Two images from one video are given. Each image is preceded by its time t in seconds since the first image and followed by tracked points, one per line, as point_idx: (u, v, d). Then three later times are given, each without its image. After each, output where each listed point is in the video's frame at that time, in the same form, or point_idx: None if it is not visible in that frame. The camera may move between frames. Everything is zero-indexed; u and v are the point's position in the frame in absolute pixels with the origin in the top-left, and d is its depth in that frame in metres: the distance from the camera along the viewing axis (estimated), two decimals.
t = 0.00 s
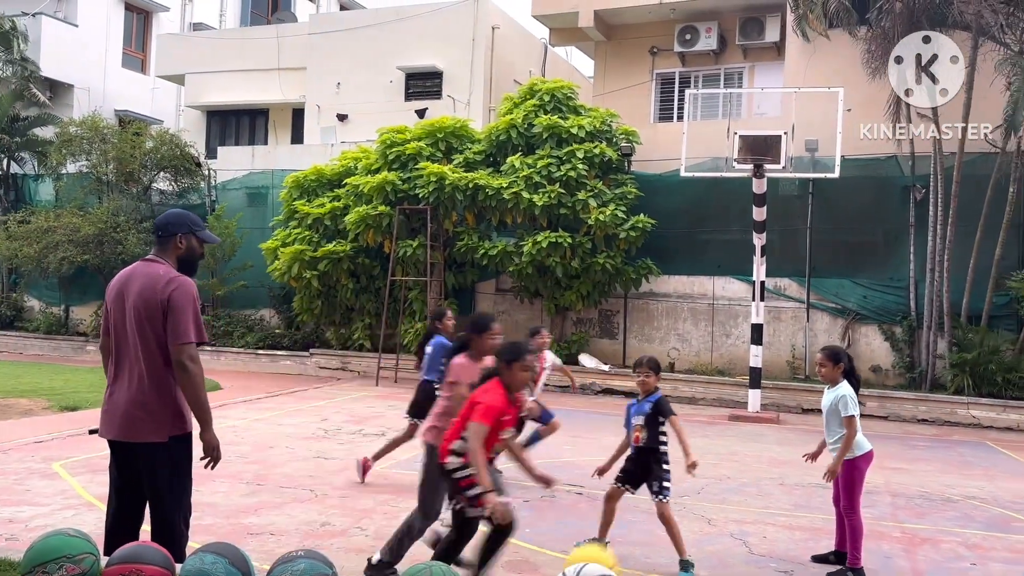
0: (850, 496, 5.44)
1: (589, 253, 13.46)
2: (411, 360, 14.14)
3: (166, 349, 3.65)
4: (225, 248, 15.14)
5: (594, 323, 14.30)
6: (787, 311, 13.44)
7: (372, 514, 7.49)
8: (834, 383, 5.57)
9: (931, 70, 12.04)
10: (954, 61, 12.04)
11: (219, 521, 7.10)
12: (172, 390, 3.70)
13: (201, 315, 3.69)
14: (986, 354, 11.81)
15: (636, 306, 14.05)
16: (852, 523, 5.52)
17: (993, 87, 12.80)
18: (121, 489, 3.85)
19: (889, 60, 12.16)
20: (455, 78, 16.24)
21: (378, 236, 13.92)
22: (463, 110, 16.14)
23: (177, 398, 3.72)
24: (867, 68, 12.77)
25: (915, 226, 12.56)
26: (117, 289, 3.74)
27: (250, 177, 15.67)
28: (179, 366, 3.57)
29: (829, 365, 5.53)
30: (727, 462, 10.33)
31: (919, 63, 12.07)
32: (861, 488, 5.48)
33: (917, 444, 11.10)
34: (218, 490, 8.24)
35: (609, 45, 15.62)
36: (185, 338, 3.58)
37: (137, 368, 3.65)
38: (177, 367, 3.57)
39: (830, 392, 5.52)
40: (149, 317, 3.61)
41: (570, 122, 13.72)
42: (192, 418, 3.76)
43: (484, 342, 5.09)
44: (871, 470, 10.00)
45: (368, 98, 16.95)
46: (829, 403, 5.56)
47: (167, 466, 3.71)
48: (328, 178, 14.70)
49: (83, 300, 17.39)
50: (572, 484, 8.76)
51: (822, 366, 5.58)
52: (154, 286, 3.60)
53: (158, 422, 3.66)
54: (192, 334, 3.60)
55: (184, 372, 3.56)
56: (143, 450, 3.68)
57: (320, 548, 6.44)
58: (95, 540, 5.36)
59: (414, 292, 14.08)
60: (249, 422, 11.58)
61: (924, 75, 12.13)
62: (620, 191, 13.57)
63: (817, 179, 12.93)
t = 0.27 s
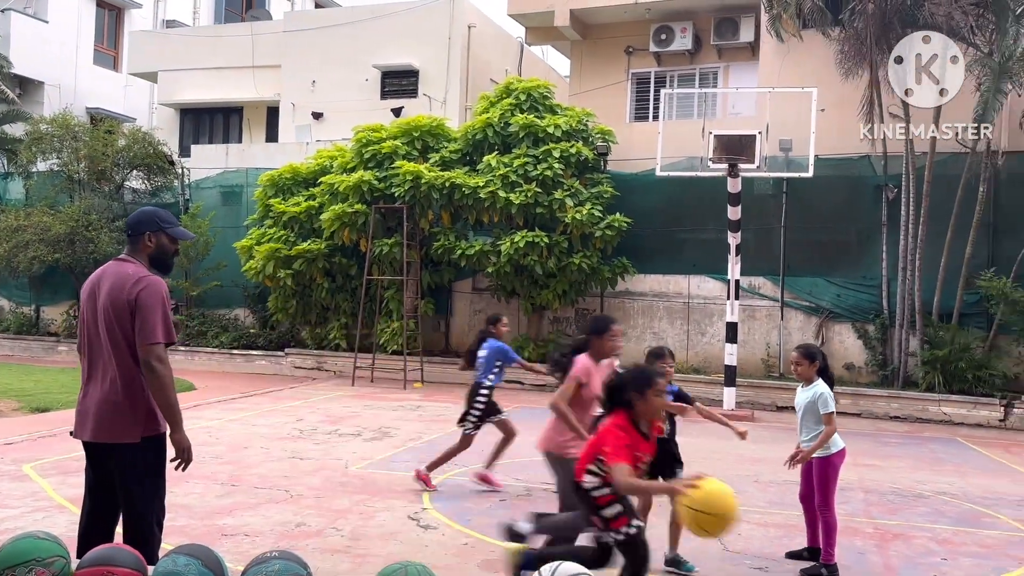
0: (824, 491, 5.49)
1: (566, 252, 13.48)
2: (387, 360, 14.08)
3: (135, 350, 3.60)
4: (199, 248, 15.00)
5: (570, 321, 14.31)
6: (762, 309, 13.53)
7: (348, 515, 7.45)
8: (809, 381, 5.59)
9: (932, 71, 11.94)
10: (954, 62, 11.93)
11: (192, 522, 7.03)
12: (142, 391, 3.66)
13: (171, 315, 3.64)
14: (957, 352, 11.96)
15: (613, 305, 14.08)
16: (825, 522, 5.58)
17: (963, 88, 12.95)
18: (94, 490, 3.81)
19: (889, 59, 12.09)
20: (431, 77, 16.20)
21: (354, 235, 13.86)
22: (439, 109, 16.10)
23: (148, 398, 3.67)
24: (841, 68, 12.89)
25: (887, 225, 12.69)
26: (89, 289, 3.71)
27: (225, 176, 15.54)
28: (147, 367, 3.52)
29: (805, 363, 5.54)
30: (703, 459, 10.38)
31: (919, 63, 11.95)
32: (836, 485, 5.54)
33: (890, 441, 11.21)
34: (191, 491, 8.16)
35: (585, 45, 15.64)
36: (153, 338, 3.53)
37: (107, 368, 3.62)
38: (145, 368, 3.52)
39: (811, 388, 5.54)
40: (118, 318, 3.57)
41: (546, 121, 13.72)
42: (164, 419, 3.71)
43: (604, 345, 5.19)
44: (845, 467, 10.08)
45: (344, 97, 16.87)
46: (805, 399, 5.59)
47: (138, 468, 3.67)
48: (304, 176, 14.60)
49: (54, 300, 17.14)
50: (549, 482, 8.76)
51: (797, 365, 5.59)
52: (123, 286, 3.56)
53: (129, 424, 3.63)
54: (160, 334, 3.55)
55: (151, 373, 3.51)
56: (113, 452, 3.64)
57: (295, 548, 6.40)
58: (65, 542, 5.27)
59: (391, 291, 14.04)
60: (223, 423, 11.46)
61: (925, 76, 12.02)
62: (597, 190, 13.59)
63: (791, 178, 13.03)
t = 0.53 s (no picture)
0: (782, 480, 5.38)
1: (529, 251, 13.50)
2: (349, 359, 13.99)
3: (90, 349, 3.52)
4: (158, 246, 14.80)
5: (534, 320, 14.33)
6: (722, 308, 13.68)
7: (309, 516, 7.39)
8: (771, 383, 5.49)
9: (931, 70, 12.03)
10: (955, 61, 11.93)
11: (148, 526, 6.92)
12: (96, 392, 3.57)
13: (128, 314, 3.57)
14: (912, 349, 12.18)
15: (576, 304, 14.12)
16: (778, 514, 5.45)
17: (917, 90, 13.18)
18: (47, 496, 3.71)
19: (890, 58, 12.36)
20: (393, 75, 16.12)
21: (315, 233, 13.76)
22: (401, 107, 16.00)
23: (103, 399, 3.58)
24: (799, 69, 13.12)
25: (845, 224, 12.88)
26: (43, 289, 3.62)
27: (183, 174, 15.33)
28: (102, 368, 3.44)
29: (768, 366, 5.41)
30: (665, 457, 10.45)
31: (919, 63, 12.09)
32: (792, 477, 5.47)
33: (847, 437, 11.39)
34: (148, 493, 8.03)
35: (547, 44, 15.66)
36: (108, 338, 3.45)
37: (61, 369, 3.53)
38: (100, 370, 3.44)
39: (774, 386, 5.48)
40: (72, 317, 3.49)
41: (508, 119, 13.72)
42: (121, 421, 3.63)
43: (712, 346, 4.34)
44: (804, 463, 10.22)
45: (305, 94, 16.72)
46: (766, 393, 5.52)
47: (92, 471, 3.57)
48: (264, 174, 14.46)
49: (7, 300, 16.77)
50: (511, 481, 8.77)
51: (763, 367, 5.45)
52: (76, 285, 3.48)
53: (84, 425, 3.54)
54: (116, 333, 3.48)
55: (106, 374, 3.43)
56: (67, 455, 3.55)
57: (254, 551, 6.34)
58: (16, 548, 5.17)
59: (352, 290, 13.97)
60: (181, 425, 11.30)
61: (925, 75, 12.08)
62: (559, 189, 13.63)
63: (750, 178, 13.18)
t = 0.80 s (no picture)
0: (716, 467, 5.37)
1: (469, 250, 13.45)
2: (286, 360, 13.78)
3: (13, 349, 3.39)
4: (88, 245, 14.37)
5: (474, 319, 14.29)
6: (660, 306, 13.85)
7: (241, 520, 7.24)
8: (706, 377, 5.39)
9: (930, 71, 12.10)
10: (954, 61, 12.12)
11: (73, 532, 6.72)
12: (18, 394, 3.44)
13: (51, 313, 3.45)
14: (843, 347, 12.47)
15: (516, 304, 14.11)
16: (713, 496, 5.49)
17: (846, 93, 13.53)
18: None
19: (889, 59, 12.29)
20: (332, 72, 15.98)
21: (251, 232, 13.55)
22: (340, 104, 15.85)
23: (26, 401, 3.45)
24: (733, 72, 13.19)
25: (778, 224, 13.15)
26: None
27: (115, 171, 14.94)
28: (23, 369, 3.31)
29: (705, 359, 5.34)
30: (604, 454, 10.51)
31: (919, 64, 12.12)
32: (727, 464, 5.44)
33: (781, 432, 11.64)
34: (74, 499, 7.79)
35: (486, 43, 15.66)
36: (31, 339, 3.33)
37: None
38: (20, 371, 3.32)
39: (710, 383, 5.37)
40: None
41: (449, 118, 13.69)
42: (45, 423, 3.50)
43: (788, 339, 4.54)
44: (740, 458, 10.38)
45: (242, 91, 16.44)
46: (699, 390, 5.41)
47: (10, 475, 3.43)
48: (198, 171, 14.18)
49: None
50: (449, 481, 8.72)
51: (695, 362, 5.37)
52: None
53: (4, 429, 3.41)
54: (38, 334, 3.35)
55: (28, 375, 3.31)
56: None
57: (183, 556, 6.20)
58: None
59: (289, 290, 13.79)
60: (110, 428, 10.99)
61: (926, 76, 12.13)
62: (500, 189, 13.63)
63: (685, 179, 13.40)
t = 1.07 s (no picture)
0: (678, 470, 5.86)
1: (413, 250, 13.30)
2: (225, 361, 13.56)
3: None
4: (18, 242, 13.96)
5: (418, 319, 14.23)
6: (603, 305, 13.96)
7: (175, 524, 7.09)
8: (667, 378, 5.92)
9: (929, 70, 12.33)
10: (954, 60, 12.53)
11: None
12: None
13: None
14: (781, 347, 12.67)
15: (460, 303, 14.07)
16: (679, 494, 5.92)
17: (784, 95, 13.81)
18: None
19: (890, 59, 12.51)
20: (273, 68, 15.76)
21: (189, 230, 13.28)
22: (282, 101, 15.66)
23: None
24: (675, 74, 13.31)
25: (717, 224, 13.36)
26: None
27: (47, 167, 14.53)
28: None
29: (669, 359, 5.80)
30: (546, 453, 10.55)
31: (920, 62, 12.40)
32: (686, 462, 5.94)
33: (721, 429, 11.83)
34: None
35: (430, 42, 15.62)
36: None
37: None
38: None
39: (673, 384, 5.93)
40: None
41: (392, 116, 13.59)
42: None
43: (835, 333, 4.54)
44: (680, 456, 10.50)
45: (181, 86, 16.13)
46: (664, 390, 5.93)
47: None
48: (134, 168, 13.85)
49: None
50: (390, 481, 8.66)
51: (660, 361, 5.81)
52: None
53: None
54: None
55: None
56: None
57: (113, 562, 6.05)
58: None
59: (229, 290, 13.57)
60: (40, 431, 10.67)
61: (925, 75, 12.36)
62: (444, 188, 13.56)
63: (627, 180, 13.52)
